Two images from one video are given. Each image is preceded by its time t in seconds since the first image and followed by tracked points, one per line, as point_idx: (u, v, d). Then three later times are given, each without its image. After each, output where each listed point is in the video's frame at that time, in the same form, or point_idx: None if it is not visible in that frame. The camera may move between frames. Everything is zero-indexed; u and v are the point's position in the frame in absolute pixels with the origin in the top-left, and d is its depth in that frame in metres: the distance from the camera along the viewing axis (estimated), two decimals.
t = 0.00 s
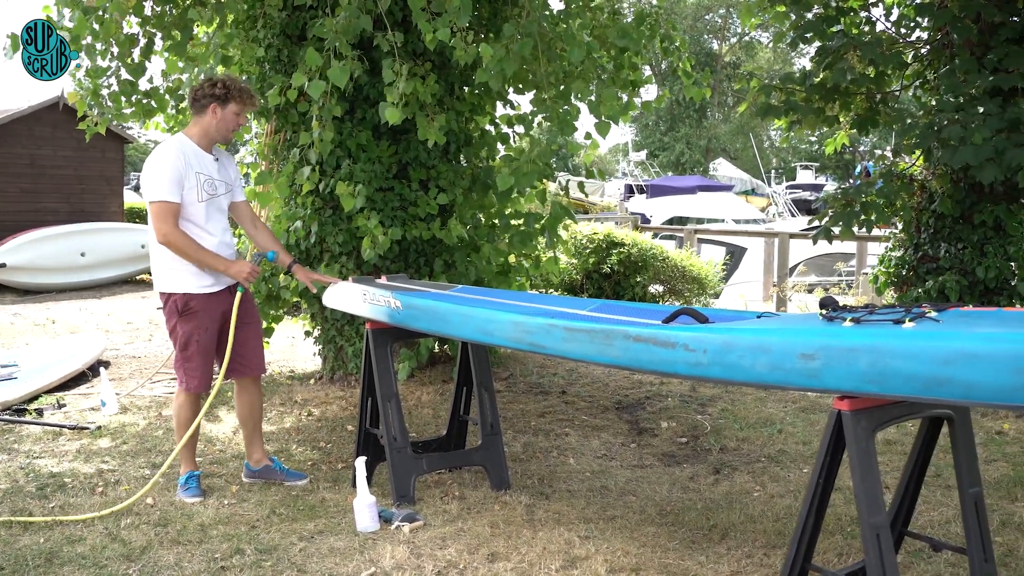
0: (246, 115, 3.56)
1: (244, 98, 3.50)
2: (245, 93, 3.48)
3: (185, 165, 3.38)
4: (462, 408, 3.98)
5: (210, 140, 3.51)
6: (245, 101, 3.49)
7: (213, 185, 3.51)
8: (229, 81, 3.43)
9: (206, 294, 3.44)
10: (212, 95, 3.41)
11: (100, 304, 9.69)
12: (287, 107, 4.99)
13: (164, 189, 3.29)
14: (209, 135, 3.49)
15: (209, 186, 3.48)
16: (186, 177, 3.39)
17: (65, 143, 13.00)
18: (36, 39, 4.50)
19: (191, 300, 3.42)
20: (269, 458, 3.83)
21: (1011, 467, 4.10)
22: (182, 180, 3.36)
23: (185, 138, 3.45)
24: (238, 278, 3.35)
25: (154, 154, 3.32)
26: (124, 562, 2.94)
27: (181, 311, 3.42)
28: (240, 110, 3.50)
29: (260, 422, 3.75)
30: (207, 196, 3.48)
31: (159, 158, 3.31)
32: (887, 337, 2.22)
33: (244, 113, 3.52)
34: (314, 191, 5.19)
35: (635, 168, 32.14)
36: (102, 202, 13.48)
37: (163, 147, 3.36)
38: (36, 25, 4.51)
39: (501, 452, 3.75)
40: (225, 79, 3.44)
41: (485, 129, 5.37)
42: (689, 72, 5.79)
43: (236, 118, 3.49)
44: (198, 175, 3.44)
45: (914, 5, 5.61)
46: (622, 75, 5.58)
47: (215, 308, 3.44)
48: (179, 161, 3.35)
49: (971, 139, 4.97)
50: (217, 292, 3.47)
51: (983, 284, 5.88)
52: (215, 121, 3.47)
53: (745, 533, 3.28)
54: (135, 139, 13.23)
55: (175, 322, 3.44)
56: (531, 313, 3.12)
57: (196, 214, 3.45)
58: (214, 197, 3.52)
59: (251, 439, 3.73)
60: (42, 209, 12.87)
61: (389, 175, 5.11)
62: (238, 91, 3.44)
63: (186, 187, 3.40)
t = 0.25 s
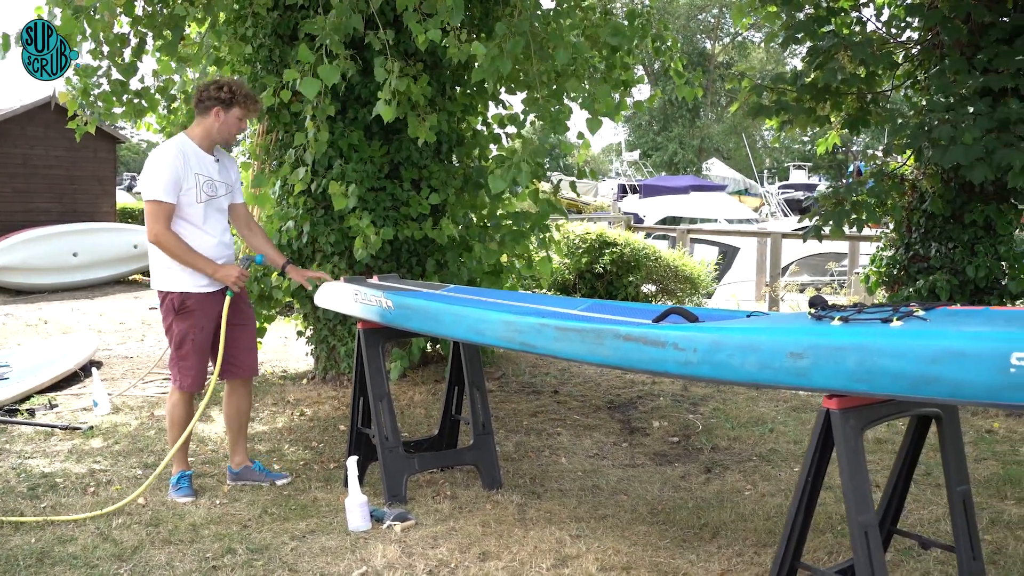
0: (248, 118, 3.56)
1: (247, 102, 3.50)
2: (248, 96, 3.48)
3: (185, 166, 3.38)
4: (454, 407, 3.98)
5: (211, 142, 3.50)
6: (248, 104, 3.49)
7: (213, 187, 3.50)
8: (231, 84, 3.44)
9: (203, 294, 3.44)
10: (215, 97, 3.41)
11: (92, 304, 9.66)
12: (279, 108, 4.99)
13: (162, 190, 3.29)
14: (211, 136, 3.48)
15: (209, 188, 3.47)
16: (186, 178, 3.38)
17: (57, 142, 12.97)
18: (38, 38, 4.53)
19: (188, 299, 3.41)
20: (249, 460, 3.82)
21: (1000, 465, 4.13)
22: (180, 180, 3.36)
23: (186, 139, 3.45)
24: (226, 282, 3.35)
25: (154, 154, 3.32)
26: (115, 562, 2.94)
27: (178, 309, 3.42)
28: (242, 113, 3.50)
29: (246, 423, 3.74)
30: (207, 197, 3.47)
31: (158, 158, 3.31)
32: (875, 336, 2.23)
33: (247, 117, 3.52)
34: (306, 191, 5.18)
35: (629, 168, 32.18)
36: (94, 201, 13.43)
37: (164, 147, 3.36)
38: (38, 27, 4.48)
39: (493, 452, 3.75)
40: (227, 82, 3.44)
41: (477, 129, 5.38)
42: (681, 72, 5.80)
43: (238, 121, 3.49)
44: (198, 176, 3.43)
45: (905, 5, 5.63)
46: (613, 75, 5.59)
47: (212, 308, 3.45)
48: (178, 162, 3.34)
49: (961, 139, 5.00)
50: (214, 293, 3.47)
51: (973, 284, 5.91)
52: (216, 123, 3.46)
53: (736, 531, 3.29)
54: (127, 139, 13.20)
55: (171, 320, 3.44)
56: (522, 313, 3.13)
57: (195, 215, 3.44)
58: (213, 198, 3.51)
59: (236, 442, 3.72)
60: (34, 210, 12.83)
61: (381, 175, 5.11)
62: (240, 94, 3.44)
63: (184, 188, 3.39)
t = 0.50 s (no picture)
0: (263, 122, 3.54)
1: (261, 106, 3.48)
2: (263, 100, 3.46)
3: (192, 162, 3.39)
4: (446, 405, 3.99)
5: (224, 142, 3.50)
6: (262, 108, 3.48)
7: (221, 186, 3.50)
8: (246, 86, 3.43)
9: (200, 290, 3.44)
10: (228, 98, 3.41)
11: (84, 303, 9.63)
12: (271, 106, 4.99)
13: (165, 184, 3.30)
14: (223, 137, 3.48)
15: (215, 186, 3.47)
16: (191, 174, 3.39)
17: (49, 142, 12.93)
18: (38, 37, 4.54)
19: (184, 294, 3.42)
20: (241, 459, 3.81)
21: (988, 462, 4.16)
22: (185, 177, 3.37)
23: (198, 137, 3.46)
24: (219, 277, 3.34)
25: (162, 149, 3.34)
26: (107, 559, 2.94)
27: (174, 304, 3.43)
28: (256, 116, 3.48)
29: (241, 421, 3.73)
30: (213, 195, 3.47)
31: (165, 153, 3.33)
32: (862, 332, 2.24)
33: (261, 120, 3.50)
34: (298, 190, 5.18)
35: (622, 168, 32.21)
36: (85, 201, 13.38)
37: (172, 143, 3.38)
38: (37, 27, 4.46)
39: (485, 449, 3.76)
40: (243, 84, 3.43)
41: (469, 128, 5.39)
42: (673, 71, 5.82)
43: (251, 124, 3.48)
44: (205, 174, 3.43)
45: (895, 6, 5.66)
46: (605, 74, 5.61)
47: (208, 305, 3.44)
48: (184, 158, 3.35)
49: (951, 139, 5.03)
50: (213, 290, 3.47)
51: (963, 283, 5.95)
52: (229, 124, 3.46)
53: (726, 528, 3.31)
54: (119, 139, 13.16)
55: (168, 314, 3.45)
56: (513, 311, 3.14)
57: (199, 212, 3.44)
58: (221, 197, 3.51)
59: (229, 440, 3.71)
60: (25, 209, 12.78)
61: (373, 174, 5.12)
62: (254, 97, 3.43)
63: (189, 185, 3.40)
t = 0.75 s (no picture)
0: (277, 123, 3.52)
1: (275, 107, 3.47)
2: (276, 101, 3.45)
3: (203, 161, 3.38)
4: (437, 404, 3.99)
5: (238, 142, 3.49)
6: (276, 109, 3.46)
7: (232, 185, 3.48)
8: (261, 86, 3.42)
9: (203, 288, 3.44)
10: (242, 98, 3.40)
11: (76, 303, 9.59)
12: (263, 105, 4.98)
13: (174, 181, 3.30)
14: (236, 136, 3.47)
15: (226, 185, 3.46)
16: (202, 172, 3.38)
17: (40, 141, 12.88)
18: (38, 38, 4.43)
19: (186, 292, 3.42)
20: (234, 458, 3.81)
21: (978, 460, 4.18)
22: (195, 175, 3.36)
23: (212, 136, 3.46)
24: (220, 277, 3.33)
25: (174, 146, 3.34)
26: (98, 558, 2.93)
27: (176, 301, 3.44)
28: (269, 117, 3.47)
29: (236, 420, 3.72)
30: (223, 195, 3.46)
31: (177, 151, 3.33)
32: (850, 330, 2.26)
33: (274, 121, 3.48)
34: (291, 189, 5.18)
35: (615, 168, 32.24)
36: (77, 200, 13.34)
37: (185, 141, 3.38)
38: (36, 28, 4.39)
39: (476, 448, 3.77)
40: (258, 85, 3.42)
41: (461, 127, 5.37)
42: (665, 71, 5.84)
43: (264, 125, 3.46)
44: (216, 174, 3.42)
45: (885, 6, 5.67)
46: (597, 74, 5.62)
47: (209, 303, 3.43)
48: (195, 156, 3.35)
49: (942, 138, 5.06)
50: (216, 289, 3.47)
51: (953, 282, 5.98)
52: (242, 124, 3.45)
53: (717, 526, 3.32)
54: (111, 138, 13.12)
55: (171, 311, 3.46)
56: (504, 309, 3.15)
57: (208, 211, 3.44)
58: (231, 196, 3.49)
59: (224, 438, 3.70)
60: (17, 208, 12.74)
61: (365, 173, 5.12)
62: (268, 98, 3.42)
63: (200, 183, 3.39)
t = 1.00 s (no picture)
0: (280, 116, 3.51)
1: (276, 100, 3.45)
2: (276, 94, 3.44)
3: (211, 159, 3.38)
4: (434, 403, 4.00)
5: (245, 138, 3.48)
6: (276, 102, 3.45)
7: (241, 183, 3.48)
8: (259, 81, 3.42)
9: (215, 286, 3.44)
10: (242, 94, 3.40)
11: (72, 303, 9.58)
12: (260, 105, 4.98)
13: (182, 181, 3.31)
14: (243, 134, 3.47)
15: (235, 183, 3.46)
16: (210, 171, 3.38)
17: (37, 140, 12.87)
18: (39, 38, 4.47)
19: (198, 289, 3.42)
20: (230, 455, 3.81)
21: (974, 458, 4.20)
22: (203, 173, 3.37)
23: (220, 135, 3.46)
24: (225, 267, 3.33)
25: (182, 147, 3.35)
26: (96, 556, 2.94)
27: (188, 298, 3.43)
28: (271, 111, 3.46)
29: (236, 419, 3.71)
30: (232, 192, 3.45)
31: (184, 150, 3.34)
32: (845, 329, 2.27)
33: (276, 114, 3.46)
34: (287, 188, 5.19)
35: (612, 168, 32.25)
36: (73, 200, 13.31)
37: (193, 140, 3.39)
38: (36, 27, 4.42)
39: (473, 446, 3.77)
40: (257, 79, 3.42)
41: (457, 127, 5.37)
42: (661, 70, 5.85)
43: (267, 119, 3.45)
44: (225, 171, 3.42)
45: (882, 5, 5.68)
46: (594, 73, 5.62)
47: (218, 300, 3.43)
48: (203, 155, 3.35)
49: (937, 137, 5.08)
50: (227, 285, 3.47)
51: (949, 281, 6.00)
52: (246, 119, 3.44)
53: (713, 524, 3.33)
54: (107, 138, 13.11)
55: (183, 309, 3.45)
56: (501, 308, 3.15)
57: (219, 209, 3.44)
58: (241, 194, 3.49)
59: (223, 437, 3.70)
60: (13, 208, 12.72)
61: (362, 172, 5.12)
62: (266, 92, 3.41)
63: (209, 182, 3.39)
